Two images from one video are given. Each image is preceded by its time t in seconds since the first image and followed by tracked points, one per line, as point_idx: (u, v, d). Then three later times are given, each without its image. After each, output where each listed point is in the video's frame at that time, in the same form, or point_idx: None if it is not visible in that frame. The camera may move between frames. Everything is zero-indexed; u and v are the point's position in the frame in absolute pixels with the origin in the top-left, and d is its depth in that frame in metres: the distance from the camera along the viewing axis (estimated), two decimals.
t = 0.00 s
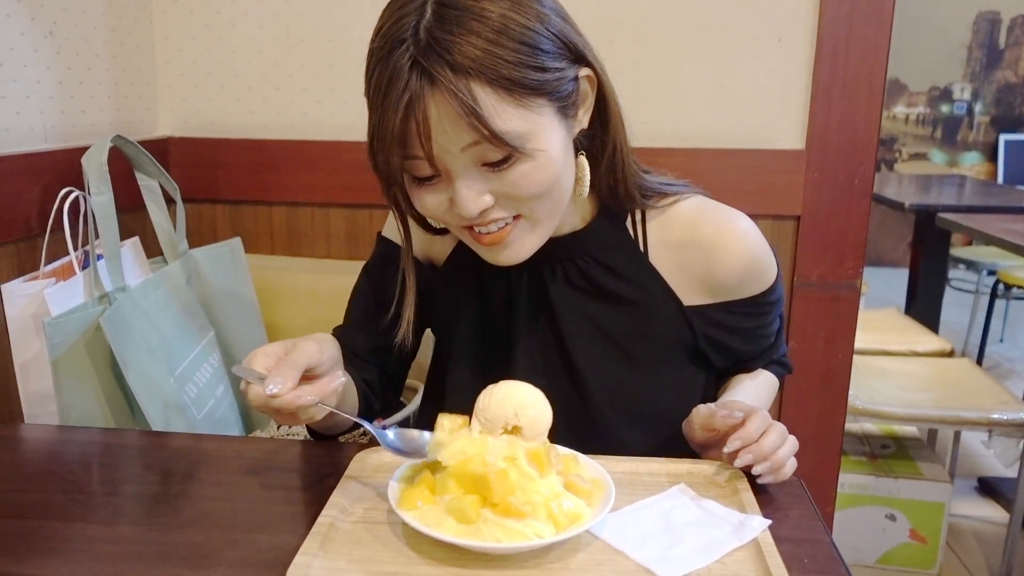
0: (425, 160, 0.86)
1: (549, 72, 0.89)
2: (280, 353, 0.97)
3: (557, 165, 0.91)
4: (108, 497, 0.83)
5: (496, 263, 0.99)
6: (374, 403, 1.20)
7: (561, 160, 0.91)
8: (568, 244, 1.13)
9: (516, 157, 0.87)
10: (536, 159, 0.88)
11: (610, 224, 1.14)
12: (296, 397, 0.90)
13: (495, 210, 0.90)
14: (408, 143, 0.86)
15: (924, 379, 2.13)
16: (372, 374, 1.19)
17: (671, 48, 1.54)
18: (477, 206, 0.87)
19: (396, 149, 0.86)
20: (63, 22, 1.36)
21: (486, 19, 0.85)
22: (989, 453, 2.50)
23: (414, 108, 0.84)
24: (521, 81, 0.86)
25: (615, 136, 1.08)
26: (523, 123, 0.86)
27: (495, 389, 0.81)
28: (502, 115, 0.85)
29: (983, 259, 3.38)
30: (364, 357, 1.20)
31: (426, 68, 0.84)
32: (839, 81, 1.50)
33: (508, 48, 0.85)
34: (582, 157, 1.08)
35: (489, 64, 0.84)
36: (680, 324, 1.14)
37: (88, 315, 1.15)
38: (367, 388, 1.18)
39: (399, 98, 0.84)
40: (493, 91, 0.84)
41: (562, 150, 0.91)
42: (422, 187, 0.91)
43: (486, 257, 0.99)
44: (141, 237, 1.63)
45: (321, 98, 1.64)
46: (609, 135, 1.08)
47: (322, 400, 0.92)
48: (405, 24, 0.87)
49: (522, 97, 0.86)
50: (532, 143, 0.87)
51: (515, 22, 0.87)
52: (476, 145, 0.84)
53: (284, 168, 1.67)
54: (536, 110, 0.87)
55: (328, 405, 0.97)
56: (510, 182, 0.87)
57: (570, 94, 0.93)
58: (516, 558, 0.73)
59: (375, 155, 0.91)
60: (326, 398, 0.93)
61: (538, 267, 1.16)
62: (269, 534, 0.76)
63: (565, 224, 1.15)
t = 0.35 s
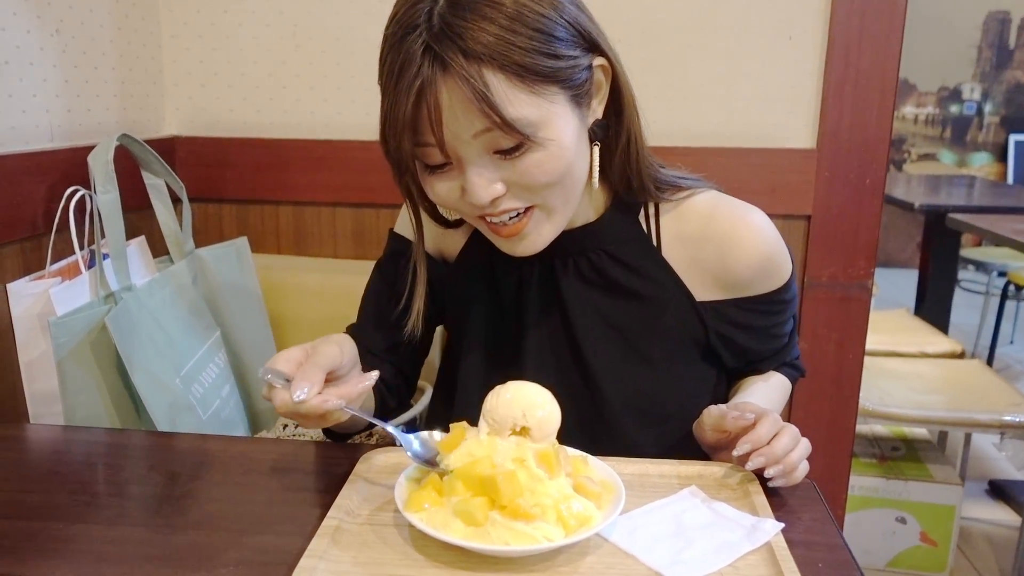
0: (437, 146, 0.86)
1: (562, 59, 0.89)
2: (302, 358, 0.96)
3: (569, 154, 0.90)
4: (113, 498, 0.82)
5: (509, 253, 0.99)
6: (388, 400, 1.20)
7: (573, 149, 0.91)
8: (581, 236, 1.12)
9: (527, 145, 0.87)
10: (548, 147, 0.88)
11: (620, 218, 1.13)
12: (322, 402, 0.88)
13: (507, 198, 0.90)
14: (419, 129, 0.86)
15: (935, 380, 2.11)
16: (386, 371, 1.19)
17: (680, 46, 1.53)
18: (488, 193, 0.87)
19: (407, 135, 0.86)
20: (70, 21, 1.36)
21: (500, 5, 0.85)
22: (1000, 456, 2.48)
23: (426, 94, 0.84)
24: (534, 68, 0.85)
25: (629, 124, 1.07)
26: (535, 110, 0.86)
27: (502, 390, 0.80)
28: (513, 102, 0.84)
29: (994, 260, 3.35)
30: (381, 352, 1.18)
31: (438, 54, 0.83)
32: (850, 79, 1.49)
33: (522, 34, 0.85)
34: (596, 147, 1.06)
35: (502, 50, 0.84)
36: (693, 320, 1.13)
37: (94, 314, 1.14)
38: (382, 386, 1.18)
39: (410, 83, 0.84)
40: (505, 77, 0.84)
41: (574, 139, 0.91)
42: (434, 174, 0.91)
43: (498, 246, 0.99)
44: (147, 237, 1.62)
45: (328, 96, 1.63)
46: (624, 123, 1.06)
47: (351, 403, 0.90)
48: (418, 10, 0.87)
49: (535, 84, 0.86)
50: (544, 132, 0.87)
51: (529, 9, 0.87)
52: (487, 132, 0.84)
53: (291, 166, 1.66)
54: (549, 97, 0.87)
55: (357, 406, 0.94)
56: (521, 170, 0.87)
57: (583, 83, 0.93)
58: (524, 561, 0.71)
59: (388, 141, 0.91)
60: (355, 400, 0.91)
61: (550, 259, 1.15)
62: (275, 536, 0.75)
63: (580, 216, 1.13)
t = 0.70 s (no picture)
0: (440, 133, 0.85)
1: (567, 54, 0.89)
2: (286, 332, 0.95)
3: (570, 149, 0.90)
4: (106, 503, 0.82)
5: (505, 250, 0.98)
6: (385, 401, 1.18)
7: (573, 145, 0.91)
8: (580, 234, 1.12)
9: (529, 137, 0.87)
10: (549, 140, 0.87)
11: (623, 218, 1.14)
12: (297, 369, 0.87)
13: (505, 192, 0.89)
14: (423, 115, 0.86)
15: (929, 381, 2.11)
16: (384, 372, 1.18)
17: (674, 49, 1.53)
18: (488, 184, 0.86)
19: (412, 120, 0.86)
20: (63, 24, 1.36)
21: None
22: (994, 456, 2.49)
23: (432, 78, 0.84)
24: (540, 60, 0.86)
25: (630, 124, 1.08)
26: (538, 101, 0.86)
27: (495, 393, 0.80)
28: (518, 92, 0.84)
29: (987, 261, 3.36)
30: (377, 353, 1.18)
31: (446, 39, 0.84)
32: (844, 81, 1.49)
33: (529, 26, 0.85)
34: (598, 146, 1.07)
35: (509, 40, 0.84)
36: (689, 319, 1.14)
37: (86, 319, 1.14)
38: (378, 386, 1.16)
39: (417, 67, 0.85)
40: (511, 67, 0.84)
41: (576, 135, 0.91)
42: (435, 164, 0.90)
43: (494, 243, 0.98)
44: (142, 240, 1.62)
45: (322, 99, 1.63)
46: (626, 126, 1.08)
47: (327, 375, 0.89)
48: None
49: (539, 76, 0.86)
50: (546, 125, 0.87)
51: (537, 2, 0.87)
52: (491, 121, 0.84)
53: (285, 170, 1.66)
54: (552, 91, 0.87)
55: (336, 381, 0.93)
56: (521, 162, 0.87)
57: (588, 80, 0.93)
58: (518, 565, 0.71)
59: (392, 127, 0.91)
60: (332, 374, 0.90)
61: (547, 258, 1.15)
62: (269, 541, 0.75)
63: (577, 214, 1.13)
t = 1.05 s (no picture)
0: (454, 122, 0.86)
1: (576, 45, 0.91)
2: (317, 300, 0.95)
3: (579, 139, 0.92)
4: (102, 508, 0.82)
5: (510, 246, 0.98)
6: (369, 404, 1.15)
7: (581, 136, 0.92)
8: (577, 233, 1.13)
9: (541, 126, 0.88)
10: (560, 129, 0.89)
11: (615, 216, 1.14)
12: (319, 342, 0.87)
13: (515, 183, 0.90)
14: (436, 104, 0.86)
15: (924, 381, 2.12)
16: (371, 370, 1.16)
17: (668, 51, 1.54)
18: (499, 173, 0.86)
19: (424, 110, 0.86)
20: (56, 29, 1.36)
21: None
22: (990, 456, 2.49)
23: (448, 65, 0.84)
24: (551, 48, 0.88)
25: (630, 122, 1.10)
26: (550, 90, 0.88)
27: (491, 397, 0.80)
28: (532, 79, 0.86)
29: (981, 261, 3.37)
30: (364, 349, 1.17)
31: (461, 27, 0.85)
32: (837, 82, 1.50)
33: (540, 16, 0.88)
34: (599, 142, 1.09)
35: (522, 28, 0.86)
36: (683, 321, 1.13)
37: (81, 324, 1.14)
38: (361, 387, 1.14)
39: (431, 55, 0.85)
40: (525, 55, 0.86)
41: (584, 126, 0.92)
42: (444, 155, 0.90)
43: (499, 239, 0.98)
44: (136, 245, 1.62)
45: (317, 103, 1.63)
46: (626, 123, 1.10)
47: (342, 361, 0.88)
48: None
49: (551, 65, 0.88)
50: (557, 113, 0.89)
51: None
52: (506, 108, 0.85)
53: (279, 173, 1.66)
54: (563, 80, 0.89)
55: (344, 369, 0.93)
56: (533, 151, 0.88)
57: (594, 73, 0.95)
58: (515, 568, 0.71)
59: (401, 118, 0.90)
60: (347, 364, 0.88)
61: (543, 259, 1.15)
62: (265, 545, 0.75)
63: (575, 213, 1.14)
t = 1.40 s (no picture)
0: (457, 129, 0.86)
1: (581, 54, 0.91)
2: (300, 335, 0.95)
3: (582, 148, 0.92)
4: (100, 513, 0.82)
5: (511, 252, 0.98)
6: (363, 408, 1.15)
7: (585, 145, 0.92)
8: (579, 238, 1.13)
9: (543, 135, 0.88)
10: (563, 138, 0.89)
11: (619, 222, 1.14)
12: (321, 381, 0.87)
13: (516, 191, 0.90)
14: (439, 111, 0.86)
15: (921, 382, 2.12)
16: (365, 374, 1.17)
17: (664, 54, 1.54)
18: (501, 181, 0.87)
19: (428, 116, 0.86)
20: (52, 33, 1.36)
21: None
22: (987, 456, 2.50)
23: (452, 71, 0.84)
24: (556, 58, 0.88)
25: (635, 129, 1.09)
26: (554, 99, 0.88)
27: (489, 399, 0.80)
28: (536, 88, 0.86)
29: (978, 262, 3.38)
30: (359, 354, 1.18)
31: (466, 34, 0.85)
32: (832, 85, 1.50)
33: (546, 25, 0.88)
34: (603, 150, 1.08)
35: (527, 36, 0.86)
36: (683, 324, 1.14)
37: (79, 327, 1.14)
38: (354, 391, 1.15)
39: (436, 61, 0.85)
40: (529, 63, 0.86)
41: (587, 136, 0.92)
42: (446, 161, 0.90)
43: (500, 245, 0.98)
44: (133, 248, 1.62)
45: (313, 106, 1.63)
46: (631, 130, 1.09)
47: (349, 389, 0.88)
48: None
49: (555, 74, 0.88)
50: (560, 123, 0.89)
51: (553, 3, 0.90)
52: (509, 116, 0.85)
53: (276, 176, 1.66)
54: (567, 89, 0.89)
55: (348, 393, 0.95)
56: (534, 160, 0.88)
57: (600, 82, 0.95)
58: (512, 570, 0.71)
59: (404, 123, 0.91)
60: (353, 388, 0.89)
61: (543, 263, 1.16)
62: (263, 549, 0.75)
63: (577, 219, 1.14)
